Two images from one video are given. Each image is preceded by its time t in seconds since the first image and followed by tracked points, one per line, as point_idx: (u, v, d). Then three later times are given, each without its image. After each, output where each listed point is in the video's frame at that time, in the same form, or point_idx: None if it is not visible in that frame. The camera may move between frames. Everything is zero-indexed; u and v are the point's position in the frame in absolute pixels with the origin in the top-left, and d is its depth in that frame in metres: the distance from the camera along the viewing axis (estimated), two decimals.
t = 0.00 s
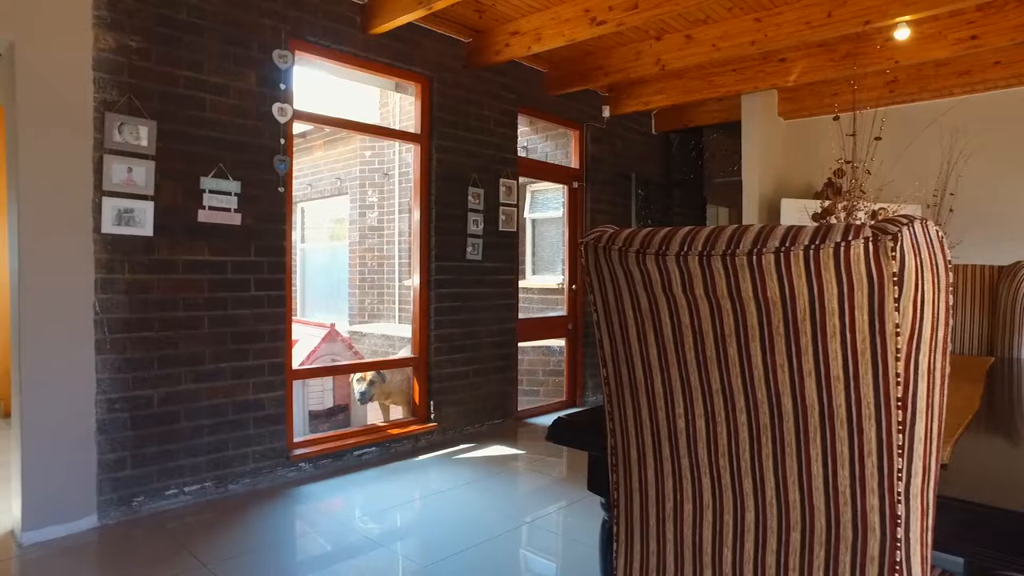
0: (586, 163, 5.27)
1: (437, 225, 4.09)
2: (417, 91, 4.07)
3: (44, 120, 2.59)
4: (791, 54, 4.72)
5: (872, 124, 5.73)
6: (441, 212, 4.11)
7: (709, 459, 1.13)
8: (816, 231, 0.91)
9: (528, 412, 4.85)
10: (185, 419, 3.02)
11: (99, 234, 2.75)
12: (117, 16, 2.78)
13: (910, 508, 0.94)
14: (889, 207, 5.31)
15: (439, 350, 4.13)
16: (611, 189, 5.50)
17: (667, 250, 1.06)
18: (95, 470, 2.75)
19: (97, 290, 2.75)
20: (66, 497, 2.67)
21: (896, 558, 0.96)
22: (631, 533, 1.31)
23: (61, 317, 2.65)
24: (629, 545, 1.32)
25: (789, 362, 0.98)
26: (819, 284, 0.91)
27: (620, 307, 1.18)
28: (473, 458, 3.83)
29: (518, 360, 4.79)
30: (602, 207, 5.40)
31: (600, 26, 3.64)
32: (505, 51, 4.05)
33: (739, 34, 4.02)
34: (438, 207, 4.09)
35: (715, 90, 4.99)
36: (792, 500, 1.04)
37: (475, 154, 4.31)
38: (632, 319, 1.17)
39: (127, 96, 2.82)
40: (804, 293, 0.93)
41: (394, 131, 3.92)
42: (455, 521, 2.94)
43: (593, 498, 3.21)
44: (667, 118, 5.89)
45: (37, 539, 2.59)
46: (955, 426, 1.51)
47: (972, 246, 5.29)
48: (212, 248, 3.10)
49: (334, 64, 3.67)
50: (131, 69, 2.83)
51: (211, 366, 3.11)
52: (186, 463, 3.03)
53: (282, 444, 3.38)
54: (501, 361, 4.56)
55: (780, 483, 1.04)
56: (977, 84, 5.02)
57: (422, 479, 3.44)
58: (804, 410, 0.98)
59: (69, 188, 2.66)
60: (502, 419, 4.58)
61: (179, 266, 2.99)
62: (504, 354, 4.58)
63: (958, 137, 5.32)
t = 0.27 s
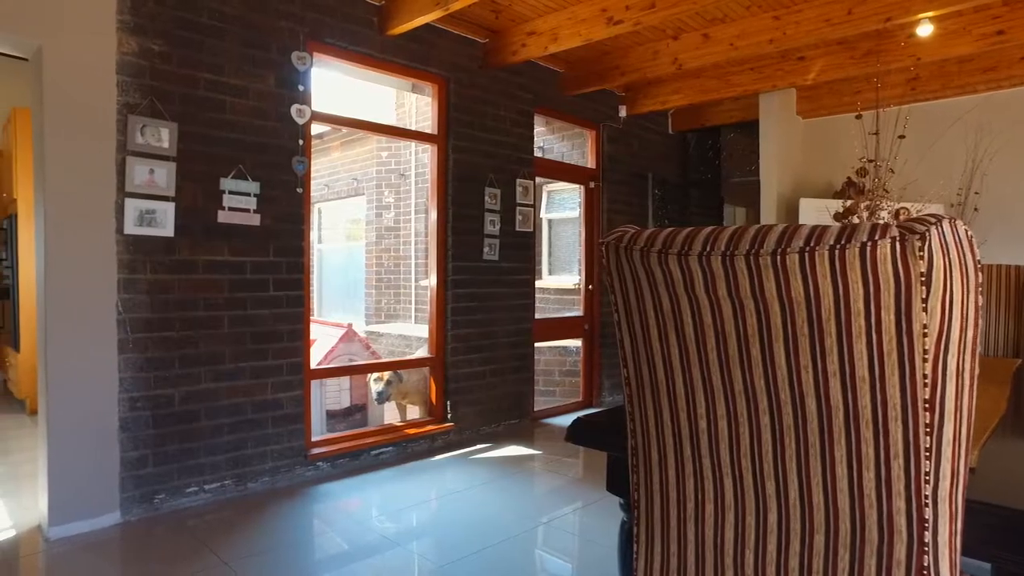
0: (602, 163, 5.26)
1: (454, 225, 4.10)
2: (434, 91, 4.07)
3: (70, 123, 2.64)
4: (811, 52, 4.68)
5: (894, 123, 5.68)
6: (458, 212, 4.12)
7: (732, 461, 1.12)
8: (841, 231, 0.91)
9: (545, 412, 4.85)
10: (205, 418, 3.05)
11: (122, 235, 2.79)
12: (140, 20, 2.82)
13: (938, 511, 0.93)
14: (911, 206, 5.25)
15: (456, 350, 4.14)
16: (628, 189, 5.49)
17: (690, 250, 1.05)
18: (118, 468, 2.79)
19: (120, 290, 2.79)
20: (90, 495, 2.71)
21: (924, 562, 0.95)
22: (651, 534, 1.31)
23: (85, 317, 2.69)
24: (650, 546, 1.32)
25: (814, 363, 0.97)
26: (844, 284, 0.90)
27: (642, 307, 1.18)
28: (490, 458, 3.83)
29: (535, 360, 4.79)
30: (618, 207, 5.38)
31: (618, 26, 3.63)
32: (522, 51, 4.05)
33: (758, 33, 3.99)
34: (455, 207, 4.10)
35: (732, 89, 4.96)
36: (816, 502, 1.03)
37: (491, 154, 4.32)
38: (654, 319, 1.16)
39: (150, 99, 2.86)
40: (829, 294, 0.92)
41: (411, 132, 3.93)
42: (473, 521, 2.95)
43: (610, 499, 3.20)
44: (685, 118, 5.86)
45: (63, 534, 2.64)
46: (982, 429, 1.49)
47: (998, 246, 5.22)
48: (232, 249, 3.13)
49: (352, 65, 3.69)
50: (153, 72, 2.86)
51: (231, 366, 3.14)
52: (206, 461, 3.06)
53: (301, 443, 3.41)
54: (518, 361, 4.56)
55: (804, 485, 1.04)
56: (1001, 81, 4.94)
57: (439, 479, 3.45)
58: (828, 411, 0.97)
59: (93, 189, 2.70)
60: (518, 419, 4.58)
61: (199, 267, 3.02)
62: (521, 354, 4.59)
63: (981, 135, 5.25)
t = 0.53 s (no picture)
0: (618, 163, 5.25)
1: (471, 225, 4.10)
2: (450, 92, 4.08)
3: (94, 125, 2.68)
4: (830, 50, 4.63)
5: (917, 121, 5.62)
6: (475, 213, 4.12)
7: (753, 462, 1.11)
8: (866, 230, 0.89)
9: (561, 412, 4.84)
10: (224, 417, 3.08)
11: (143, 236, 2.82)
12: (161, 23, 2.85)
13: (966, 514, 0.92)
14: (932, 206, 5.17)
15: (473, 351, 4.15)
16: (644, 189, 5.47)
17: (712, 249, 1.04)
18: (140, 465, 2.82)
19: (141, 290, 2.82)
20: (112, 492, 2.75)
21: (951, 566, 0.94)
22: (671, 535, 1.30)
23: (109, 317, 2.73)
24: (670, 547, 1.31)
25: (838, 364, 0.96)
26: (870, 284, 0.89)
27: (663, 307, 1.17)
28: (506, 458, 3.83)
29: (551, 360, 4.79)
30: (634, 207, 5.37)
31: (634, 25, 3.61)
32: (538, 51, 4.05)
33: (777, 31, 3.96)
34: (472, 208, 4.10)
35: (750, 88, 4.92)
36: (840, 504, 1.02)
37: (507, 154, 4.32)
38: (675, 319, 1.16)
39: (171, 101, 2.89)
40: (854, 294, 0.91)
41: (427, 132, 3.94)
42: (488, 522, 2.94)
43: (626, 501, 3.19)
44: (702, 117, 5.83)
45: (86, 530, 2.68)
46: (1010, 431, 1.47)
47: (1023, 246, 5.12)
48: (251, 249, 3.16)
49: (370, 66, 3.71)
50: (174, 75, 2.89)
51: (249, 365, 3.16)
52: (225, 460, 3.09)
53: (318, 442, 3.43)
54: (534, 362, 4.56)
55: (827, 488, 1.02)
56: None
57: (455, 479, 3.46)
58: (853, 413, 0.96)
59: (116, 190, 2.74)
60: (534, 419, 4.58)
61: (219, 267, 3.05)
62: (537, 354, 4.58)
63: (1006, 133, 5.16)
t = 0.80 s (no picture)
0: (633, 163, 5.23)
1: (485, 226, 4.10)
2: (464, 92, 4.08)
3: (114, 127, 2.71)
4: (847, 48, 4.59)
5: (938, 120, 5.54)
6: (489, 213, 4.12)
7: (773, 464, 1.10)
8: (889, 229, 0.88)
9: (575, 413, 4.83)
10: (240, 415, 3.10)
11: (161, 236, 2.85)
12: (179, 26, 2.88)
13: (993, 519, 0.90)
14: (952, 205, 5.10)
15: (488, 351, 4.15)
16: (658, 189, 5.44)
17: (731, 249, 1.04)
18: (157, 463, 2.85)
19: (159, 290, 2.85)
20: (130, 490, 2.78)
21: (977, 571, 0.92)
22: (689, 537, 1.30)
23: (128, 317, 2.76)
24: (687, 549, 1.31)
25: (860, 366, 0.94)
26: (893, 285, 0.88)
27: (681, 307, 1.17)
28: (520, 458, 3.83)
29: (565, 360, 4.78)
30: (648, 207, 5.34)
31: (650, 24, 3.60)
32: (553, 51, 4.05)
33: (793, 29, 3.93)
34: (486, 208, 4.10)
35: (766, 87, 4.88)
36: (861, 507, 1.00)
37: (521, 155, 4.32)
38: (693, 319, 1.15)
39: (188, 103, 2.91)
40: (877, 295, 0.90)
41: (441, 132, 3.95)
42: (502, 522, 2.94)
43: (639, 503, 3.17)
44: (716, 116, 5.80)
45: (107, 526, 2.71)
46: None
47: None
48: (267, 249, 3.18)
49: (384, 67, 3.72)
50: (191, 77, 2.92)
51: (265, 364, 3.19)
52: (241, 458, 3.11)
53: (333, 441, 3.44)
54: (548, 362, 4.55)
55: (848, 491, 1.01)
56: None
57: (469, 479, 3.46)
58: (875, 416, 0.95)
59: (134, 191, 2.77)
60: (548, 420, 4.57)
61: (235, 267, 3.07)
62: (552, 354, 4.58)
63: None
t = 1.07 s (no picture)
0: (651, 163, 5.20)
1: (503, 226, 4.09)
2: (482, 92, 4.09)
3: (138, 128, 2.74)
4: (869, 45, 4.53)
5: (969, 116, 5.44)
6: (507, 213, 4.11)
7: (798, 466, 1.09)
8: (920, 228, 0.87)
9: (592, 413, 4.82)
10: (260, 415, 3.13)
11: (182, 236, 2.88)
12: (199, 29, 2.90)
13: None
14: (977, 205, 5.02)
15: (506, 351, 4.14)
16: (676, 189, 5.41)
17: (757, 249, 1.03)
18: (179, 462, 2.88)
19: (181, 289, 2.88)
20: (153, 489, 2.81)
21: None
22: (712, 540, 1.29)
23: (151, 316, 2.79)
24: (710, 551, 1.30)
25: (890, 368, 0.93)
26: (925, 284, 0.86)
27: (705, 307, 1.16)
28: (538, 459, 3.82)
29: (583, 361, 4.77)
30: (666, 207, 5.32)
31: (668, 23, 3.57)
32: (570, 51, 4.04)
33: (814, 27, 3.89)
34: (504, 208, 4.10)
35: (785, 85, 4.83)
36: (891, 511, 0.99)
37: (539, 155, 4.31)
38: (717, 320, 1.14)
39: (209, 104, 2.94)
40: (908, 295, 0.88)
41: (458, 133, 3.95)
42: (519, 522, 2.94)
43: (656, 505, 3.15)
44: (734, 115, 5.76)
45: (131, 523, 2.75)
46: None
47: None
48: (287, 249, 3.20)
49: (402, 68, 3.74)
50: (212, 78, 2.94)
51: (284, 363, 3.21)
52: (261, 457, 3.14)
53: (351, 441, 3.46)
54: (566, 362, 4.54)
55: (877, 494, 1.00)
56: None
57: (486, 479, 3.45)
58: (905, 419, 0.93)
59: (156, 192, 2.80)
60: (565, 420, 4.56)
61: (255, 267, 3.09)
62: (569, 354, 4.56)
63: None
